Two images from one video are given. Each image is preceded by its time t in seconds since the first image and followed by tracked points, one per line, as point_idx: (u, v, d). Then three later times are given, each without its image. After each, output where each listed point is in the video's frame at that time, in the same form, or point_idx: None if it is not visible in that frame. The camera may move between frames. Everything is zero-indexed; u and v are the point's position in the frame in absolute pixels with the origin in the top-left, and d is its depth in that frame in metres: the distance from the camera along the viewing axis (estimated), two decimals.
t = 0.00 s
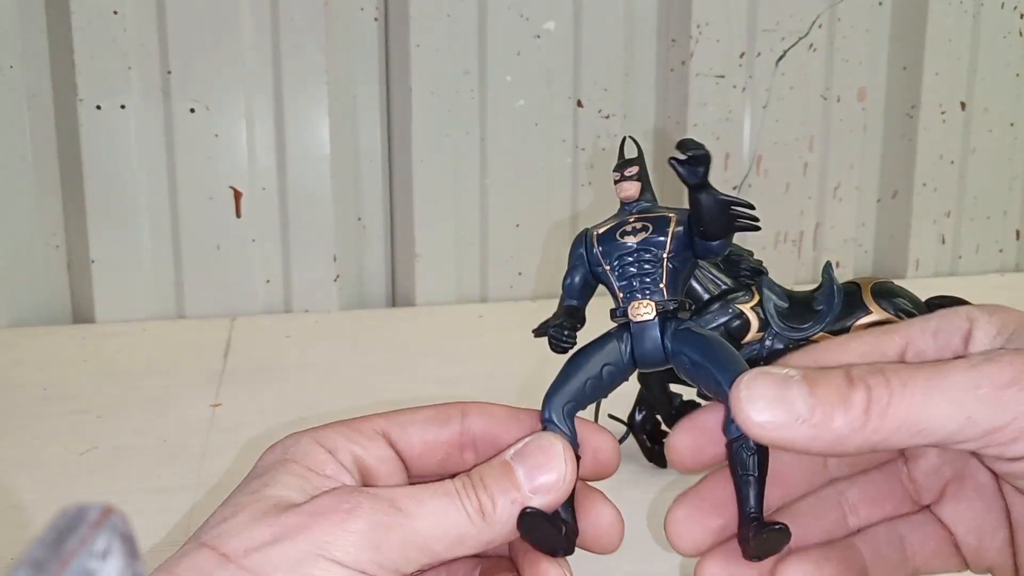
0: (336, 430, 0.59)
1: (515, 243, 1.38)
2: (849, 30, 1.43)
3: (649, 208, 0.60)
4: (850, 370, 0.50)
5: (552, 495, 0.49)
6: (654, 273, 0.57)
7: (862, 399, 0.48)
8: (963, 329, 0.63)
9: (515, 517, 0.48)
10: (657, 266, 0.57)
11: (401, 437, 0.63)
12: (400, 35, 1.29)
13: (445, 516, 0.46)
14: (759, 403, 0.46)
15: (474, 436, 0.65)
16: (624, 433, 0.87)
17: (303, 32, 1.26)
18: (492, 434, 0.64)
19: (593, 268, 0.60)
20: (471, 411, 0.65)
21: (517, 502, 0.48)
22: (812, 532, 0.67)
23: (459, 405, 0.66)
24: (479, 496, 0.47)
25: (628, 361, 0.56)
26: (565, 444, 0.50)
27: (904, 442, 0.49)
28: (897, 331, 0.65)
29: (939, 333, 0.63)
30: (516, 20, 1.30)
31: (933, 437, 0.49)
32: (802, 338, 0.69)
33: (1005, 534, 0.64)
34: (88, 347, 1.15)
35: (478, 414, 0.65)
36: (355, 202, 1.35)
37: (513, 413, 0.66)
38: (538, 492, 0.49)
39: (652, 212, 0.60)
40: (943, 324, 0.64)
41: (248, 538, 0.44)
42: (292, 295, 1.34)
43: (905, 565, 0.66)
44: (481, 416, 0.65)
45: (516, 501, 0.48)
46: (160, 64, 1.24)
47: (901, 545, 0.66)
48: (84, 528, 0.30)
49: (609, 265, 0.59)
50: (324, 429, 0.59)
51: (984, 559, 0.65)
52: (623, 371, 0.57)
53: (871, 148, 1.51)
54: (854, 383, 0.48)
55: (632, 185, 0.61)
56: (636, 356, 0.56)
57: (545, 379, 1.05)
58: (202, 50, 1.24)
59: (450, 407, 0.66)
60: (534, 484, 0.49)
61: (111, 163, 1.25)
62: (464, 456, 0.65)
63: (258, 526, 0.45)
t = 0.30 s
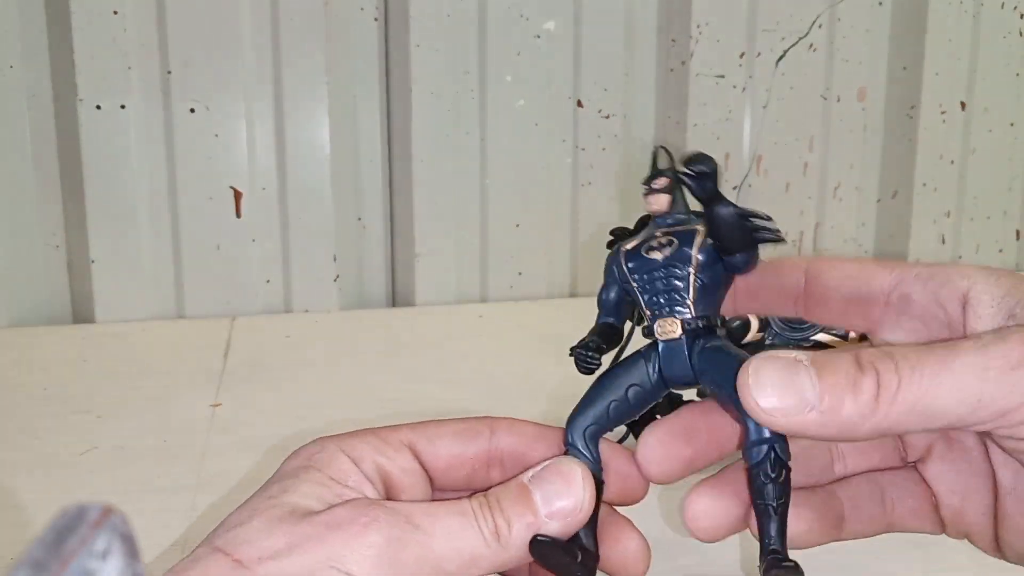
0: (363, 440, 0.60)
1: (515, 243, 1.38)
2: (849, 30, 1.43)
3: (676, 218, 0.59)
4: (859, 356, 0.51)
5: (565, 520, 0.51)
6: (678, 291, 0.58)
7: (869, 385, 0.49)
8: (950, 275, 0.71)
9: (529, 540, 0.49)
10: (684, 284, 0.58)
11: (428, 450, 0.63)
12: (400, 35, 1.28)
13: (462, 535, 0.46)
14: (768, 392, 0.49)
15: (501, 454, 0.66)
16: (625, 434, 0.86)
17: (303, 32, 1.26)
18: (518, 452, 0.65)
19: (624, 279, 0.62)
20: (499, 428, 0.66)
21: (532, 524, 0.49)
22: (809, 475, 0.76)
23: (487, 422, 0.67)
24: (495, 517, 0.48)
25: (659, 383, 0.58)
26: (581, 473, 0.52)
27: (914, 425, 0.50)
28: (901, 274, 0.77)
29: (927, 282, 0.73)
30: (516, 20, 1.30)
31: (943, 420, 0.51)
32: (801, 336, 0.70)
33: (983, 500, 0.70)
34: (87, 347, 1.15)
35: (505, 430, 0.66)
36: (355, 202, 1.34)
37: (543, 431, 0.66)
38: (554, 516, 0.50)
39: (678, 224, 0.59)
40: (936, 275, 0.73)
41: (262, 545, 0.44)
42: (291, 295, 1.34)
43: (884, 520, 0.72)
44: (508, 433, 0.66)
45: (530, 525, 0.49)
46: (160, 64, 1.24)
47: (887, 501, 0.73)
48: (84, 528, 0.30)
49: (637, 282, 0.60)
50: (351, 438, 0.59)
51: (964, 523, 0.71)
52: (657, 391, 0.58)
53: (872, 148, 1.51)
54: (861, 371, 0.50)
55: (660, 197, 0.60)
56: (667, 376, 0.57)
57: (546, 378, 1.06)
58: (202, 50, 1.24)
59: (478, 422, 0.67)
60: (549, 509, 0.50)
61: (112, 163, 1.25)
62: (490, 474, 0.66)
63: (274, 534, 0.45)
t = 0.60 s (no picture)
0: (388, 446, 0.61)
1: (516, 243, 1.38)
2: (849, 30, 1.43)
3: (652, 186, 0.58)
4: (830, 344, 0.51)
5: (597, 530, 0.48)
6: (674, 267, 0.57)
7: (845, 378, 0.49)
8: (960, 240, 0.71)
9: (558, 546, 0.47)
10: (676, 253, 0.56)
11: (456, 452, 0.66)
12: (400, 35, 1.28)
13: (481, 540, 0.45)
14: (745, 397, 0.48)
15: (524, 450, 0.69)
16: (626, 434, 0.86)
17: (302, 32, 1.26)
18: (540, 445, 0.70)
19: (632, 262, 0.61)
20: (520, 426, 0.70)
21: (560, 531, 0.47)
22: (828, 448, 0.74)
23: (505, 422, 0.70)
24: (521, 521, 0.46)
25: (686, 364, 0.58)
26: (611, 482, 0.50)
27: (892, 414, 0.50)
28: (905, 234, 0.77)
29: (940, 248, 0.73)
30: (515, 20, 1.30)
31: (922, 405, 0.51)
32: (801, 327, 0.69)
33: (1004, 462, 0.72)
34: (87, 347, 1.15)
35: (527, 428, 0.70)
36: (354, 202, 1.34)
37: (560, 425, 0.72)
38: (584, 526, 0.48)
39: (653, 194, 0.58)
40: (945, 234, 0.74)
41: (266, 555, 0.43)
42: (291, 295, 1.34)
43: (911, 483, 0.74)
44: (531, 430, 0.70)
45: (559, 528, 0.47)
46: (160, 64, 1.24)
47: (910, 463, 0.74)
48: (84, 529, 0.31)
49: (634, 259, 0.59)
50: (372, 444, 0.60)
51: (984, 480, 0.73)
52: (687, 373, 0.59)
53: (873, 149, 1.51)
54: (836, 363, 0.49)
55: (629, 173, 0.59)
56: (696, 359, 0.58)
57: (547, 378, 1.05)
58: (202, 49, 1.24)
59: (499, 423, 0.70)
60: (580, 513, 0.48)
61: (112, 164, 1.26)
62: (513, 471, 0.69)
63: (283, 544, 0.44)
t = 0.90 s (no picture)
0: (308, 428, 0.56)
1: (516, 243, 1.38)
2: (849, 30, 1.43)
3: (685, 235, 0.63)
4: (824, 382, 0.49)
5: (522, 444, 0.46)
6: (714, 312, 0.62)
7: (836, 423, 0.47)
8: (981, 232, 0.66)
9: (491, 469, 0.45)
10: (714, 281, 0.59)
11: (378, 417, 0.61)
12: (400, 35, 1.28)
13: (414, 470, 0.42)
14: (737, 442, 0.49)
15: (448, 404, 0.64)
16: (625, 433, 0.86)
17: (303, 32, 1.26)
18: (465, 397, 0.65)
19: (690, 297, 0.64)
20: (439, 380, 0.65)
21: (488, 452, 0.44)
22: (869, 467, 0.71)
23: (425, 377, 0.65)
24: (450, 449, 0.44)
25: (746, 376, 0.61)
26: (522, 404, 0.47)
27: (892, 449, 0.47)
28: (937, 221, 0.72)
29: (961, 245, 0.68)
30: (516, 20, 1.30)
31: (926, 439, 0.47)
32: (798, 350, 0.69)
33: None
34: (87, 347, 1.15)
35: (446, 381, 0.65)
36: (354, 203, 1.34)
37: (481, 372, 0.66)
38: (508, 445, 0.45)
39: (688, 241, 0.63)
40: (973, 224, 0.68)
41: (217, 523, 0.41)
42: (292, 295, 1.34)
43: (963, 482, 0.68)
44: (450, 384, 0.64)
45: (489, 454, 0.44)
46: (160, 64, 1.24)
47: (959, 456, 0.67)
48: (83, 529, 0.31)
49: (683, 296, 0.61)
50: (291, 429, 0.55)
51: None
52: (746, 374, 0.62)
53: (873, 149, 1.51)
54: (826, 407, 0.47)
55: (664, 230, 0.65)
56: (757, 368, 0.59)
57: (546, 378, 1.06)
58: (202, 49, 1.24)
59: (417, 381, 0.64)
60: (501, 431, 0.45)
61: (112, 164, 1.25)
62: (442, 424, 0.64)
63: (224, 513, 0.42)
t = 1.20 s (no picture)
0: (318, 420, 0.58)
1: (516, 243, 1.38)
2: (849, 30, 1.43)
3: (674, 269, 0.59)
4: (816, 433, 0.49)
5: (538, 448, 0.42)
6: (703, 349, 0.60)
7: (829, 483, 0.48)
8: (968, 259, 0.61)
9: (502, 476, 0.41)
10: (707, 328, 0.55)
11: (388, 407, 0.62)
12: (399, 35, 1.29)
13: (411, 476, 0.40)
14: (731, 493, 0.49)
15: (461, 386, 0.65)
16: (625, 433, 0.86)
17: (302, 32, 1.26)
18: (477, 378, 0.65)
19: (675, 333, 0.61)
20: (451, 362, 0.65)
21: (498, 456, 0.41)
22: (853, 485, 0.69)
23: (436, 360, 0.66)
24: (455, 452, 0.41)
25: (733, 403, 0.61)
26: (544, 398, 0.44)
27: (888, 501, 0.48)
28: (922, 236, 0.67)
29: (945, 271, 0.63)
30: (516, 20, 1.30)
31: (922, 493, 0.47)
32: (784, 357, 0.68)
33: None
34: (87, 347, 1.15)
35: (458, 363, 0.65)
36: (354, 203, 1.35)
37: (494, 348, 0.65)
38: (525, 448, 0.42)
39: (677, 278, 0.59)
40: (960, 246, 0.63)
41: (201, 528, 0.40)
42: (291, 295, 1.34)
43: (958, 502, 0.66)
44: (462, 365, 0.65)
45: (497, 457, 0.41)
46: (160, 64, 1.24)
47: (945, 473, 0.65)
48: (84, 529, 0.30)
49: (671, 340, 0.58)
50: (305, 421, 0.58)
51: None
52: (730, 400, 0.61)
53: (873, 149, 1.51)
54: (819, 466, 0.48)
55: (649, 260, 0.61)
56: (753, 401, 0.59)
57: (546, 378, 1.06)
58: (202, 49, 1.24)
59: (429, 363, 0.65)
60: (518, 432, 0.42)
61: (112, 163, 1.25)
62: (459, 407, 0.65)
63: (217, 514, 0.41)
